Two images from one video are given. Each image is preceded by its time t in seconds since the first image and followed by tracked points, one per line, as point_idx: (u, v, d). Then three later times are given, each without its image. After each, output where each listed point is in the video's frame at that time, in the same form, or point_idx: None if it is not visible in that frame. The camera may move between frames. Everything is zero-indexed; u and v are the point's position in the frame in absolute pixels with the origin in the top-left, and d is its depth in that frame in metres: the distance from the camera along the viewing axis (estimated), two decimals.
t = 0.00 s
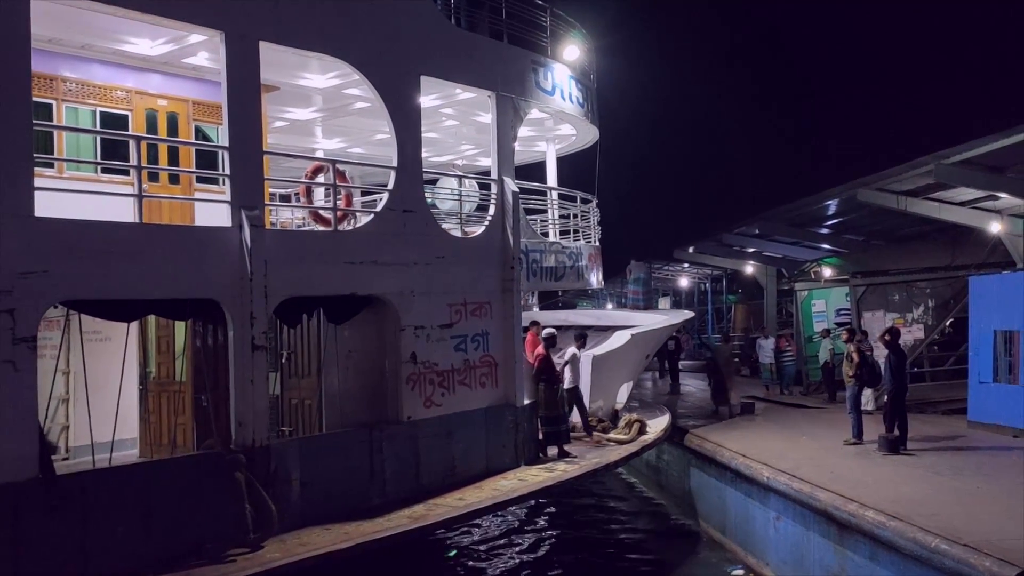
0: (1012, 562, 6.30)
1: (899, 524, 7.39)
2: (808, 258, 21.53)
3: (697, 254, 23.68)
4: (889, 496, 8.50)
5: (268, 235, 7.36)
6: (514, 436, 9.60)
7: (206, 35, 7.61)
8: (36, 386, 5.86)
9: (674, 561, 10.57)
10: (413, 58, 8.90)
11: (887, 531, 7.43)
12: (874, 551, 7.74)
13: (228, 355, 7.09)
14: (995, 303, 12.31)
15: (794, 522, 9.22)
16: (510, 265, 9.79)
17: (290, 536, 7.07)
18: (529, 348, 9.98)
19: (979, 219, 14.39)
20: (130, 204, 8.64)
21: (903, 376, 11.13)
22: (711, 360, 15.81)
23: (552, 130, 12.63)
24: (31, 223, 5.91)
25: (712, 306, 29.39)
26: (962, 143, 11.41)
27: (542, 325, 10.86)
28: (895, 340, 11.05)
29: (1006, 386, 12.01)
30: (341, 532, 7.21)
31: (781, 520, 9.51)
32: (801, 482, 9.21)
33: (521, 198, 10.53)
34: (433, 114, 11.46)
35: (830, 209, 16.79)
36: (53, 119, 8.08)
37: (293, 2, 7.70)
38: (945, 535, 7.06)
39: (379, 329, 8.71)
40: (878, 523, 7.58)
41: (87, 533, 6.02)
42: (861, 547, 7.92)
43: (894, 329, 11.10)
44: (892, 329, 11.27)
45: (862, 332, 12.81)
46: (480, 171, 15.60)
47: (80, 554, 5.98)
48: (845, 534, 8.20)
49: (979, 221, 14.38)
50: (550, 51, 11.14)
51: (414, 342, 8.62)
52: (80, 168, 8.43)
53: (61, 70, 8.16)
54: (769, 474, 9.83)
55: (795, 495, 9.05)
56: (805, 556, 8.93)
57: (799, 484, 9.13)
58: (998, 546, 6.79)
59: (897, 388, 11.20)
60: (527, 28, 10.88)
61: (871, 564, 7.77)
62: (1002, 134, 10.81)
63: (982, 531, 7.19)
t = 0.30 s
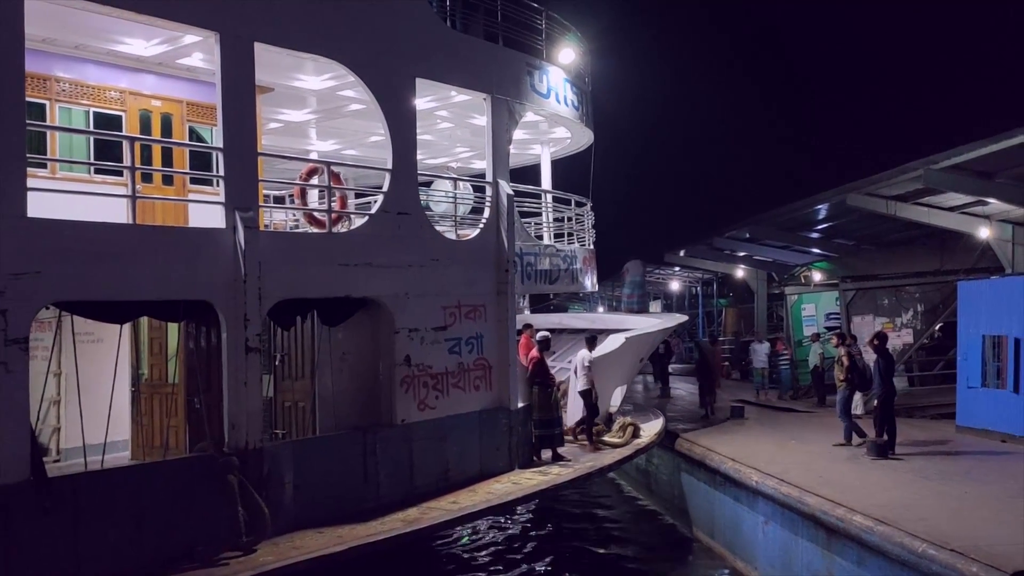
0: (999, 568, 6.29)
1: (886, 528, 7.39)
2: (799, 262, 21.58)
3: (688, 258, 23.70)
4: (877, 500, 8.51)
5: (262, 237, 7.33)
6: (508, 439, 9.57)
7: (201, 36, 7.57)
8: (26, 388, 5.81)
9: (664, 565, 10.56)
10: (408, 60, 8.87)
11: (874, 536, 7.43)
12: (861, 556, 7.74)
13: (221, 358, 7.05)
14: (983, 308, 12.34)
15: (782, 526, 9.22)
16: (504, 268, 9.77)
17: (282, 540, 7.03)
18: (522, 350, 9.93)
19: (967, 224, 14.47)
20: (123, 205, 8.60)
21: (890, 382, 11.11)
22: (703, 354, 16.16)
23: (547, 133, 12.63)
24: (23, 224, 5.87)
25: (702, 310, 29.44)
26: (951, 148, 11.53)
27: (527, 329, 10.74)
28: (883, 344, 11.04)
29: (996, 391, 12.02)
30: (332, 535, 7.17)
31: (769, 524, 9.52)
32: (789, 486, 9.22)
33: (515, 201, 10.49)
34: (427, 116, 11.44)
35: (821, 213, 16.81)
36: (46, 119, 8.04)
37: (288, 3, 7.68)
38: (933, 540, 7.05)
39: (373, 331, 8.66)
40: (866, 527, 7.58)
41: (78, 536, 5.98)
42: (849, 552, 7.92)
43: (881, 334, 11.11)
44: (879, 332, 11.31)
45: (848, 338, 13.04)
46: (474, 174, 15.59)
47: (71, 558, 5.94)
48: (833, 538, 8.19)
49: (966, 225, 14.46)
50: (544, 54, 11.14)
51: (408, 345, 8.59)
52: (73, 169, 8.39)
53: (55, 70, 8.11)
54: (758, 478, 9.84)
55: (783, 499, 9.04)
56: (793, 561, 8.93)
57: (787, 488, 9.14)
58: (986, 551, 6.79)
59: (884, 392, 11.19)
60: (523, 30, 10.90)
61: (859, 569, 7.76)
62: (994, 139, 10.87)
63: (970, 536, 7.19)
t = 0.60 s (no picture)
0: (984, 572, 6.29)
1: (873, 533, 7.39)
2: (789, 266, 21.65)
3: (679, 261, 23.73)
4: (864, 504, 8.52)
5: (256, 238, 7.31)
6: (501, 442, 9.56)
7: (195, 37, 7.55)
8: (17, 389, 5.78)
9: (654, 568, 10.56)
10: (403, 62, 8.86)
11: (861, 539, 7.44)
12: (849, 560, 7.74)
13: (215, 360, 7.03)
14: (971, 313, 12.39)
15: (769, 530, 9.24)
16: (498, 271, 9.76)
17: (274, 543, 7.01)
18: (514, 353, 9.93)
19: (954, 229, 14.72)
20: (116, 206, 8.56)
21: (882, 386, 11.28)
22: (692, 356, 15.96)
23: (540, 136, 12.63)
24: (15, 224, 5.84)
25: (692, 313, 29.51)
26: (939, 153, 11.53)
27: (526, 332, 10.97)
28: (869, 346, 11.11)
29: (983, 396, 12.06)
30: (325, 538, 7.15)
31: (757, 528, 9.53)
32: (777, 489, 9.24)
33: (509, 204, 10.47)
34: (422, 119, 11.43)
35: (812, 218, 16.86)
36: (39, 119, 8.00)
37: (283, 4, 7.66)
38: (919, 544, 7.05)
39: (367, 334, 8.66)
40: (852, 531, 7.59)
41: (69, 539, 5.94)
42: (836, 556, 7.93)
43: (868, 338, 11.16)
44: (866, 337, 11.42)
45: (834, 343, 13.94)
46: (468, 177, 15.58)
47: (63, 560, 5.90)
48: (821, 542, 8.20)
49: (953, 230, 14.71)
50: (539, 57, 11.15)
51: (401, 347, 8.57)
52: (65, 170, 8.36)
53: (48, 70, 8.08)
54: (746, 482, 9.85)
55: (771, 503, 9.05)
56: (781, 565, 8.94)
57: (775, 492, 9.15)
58: (972, 556, 6.78)
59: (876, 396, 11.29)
60: (517, 34, 10.91)
61: (846, 572, 7.77)
62: (983, 145, 10.87)
63: (956, 540, 7.19)
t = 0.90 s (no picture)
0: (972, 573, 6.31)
1: (862, 534, 7.41)
2: (780, 268, 21.73)
3: (671, 263, 23.76)
4: (853, 506, 8.55)
5: (252, 239, 7.29)
6: (496, 443, 9.56)
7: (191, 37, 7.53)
8: (12, 390, 5.76)
9: (645, 569, 10.59)
10: (398, 64, 8.85)
11: (850, 541, 7.46)
12: (838, 561, 7.77)
13: (210, 361, 7.01)
14: (960, 316, 12.44)
15: (759, 532, 9.27)
16: (494, 272, 9.77)
17: (270, 544, 6.99)
18: (510, 355, 9.96)
19: (943, 231, 14.72)
20: (112, 207, 8.54)
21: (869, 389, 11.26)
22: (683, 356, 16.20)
23: (535, 138, 12.63)
24: (10, 225, 5.82)
25: (683, 315, 29.57)
26: (927, 157, 11.54)
27: (516, 333, 10.82)
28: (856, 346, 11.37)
29: (971, 398, 12.11)
30: (321, 539, 7.14)
31: (747, 530, 9.55)
32: (766, 491, 9.27)
33: (504, 205, 10.47)
34: (417, 120, 11.42)
35: (803, 220, 16.90)
36: (34, 120, 7.98)
37: (279, 5, 7.65)
38: (908, 546, 7.08)
39: (362, 335, 8.66)
40: (842, 533, 7.61)
41: (65, 541, 5.92)
42: (825, 557, 7.95)
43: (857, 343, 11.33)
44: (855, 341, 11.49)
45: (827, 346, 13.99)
46: (463, 178, 15.57)
47: (58, 562, 5.88)
48: (810, 544, 8.22)
49: (941, 232, 14.74)
50: (535, 60, 11.15)
51: (397, 349, 8.57)
52: (60, 170, 8.33)
53: (43, 70, 8.06)
54: (736, 483, 9.88)
55: (761, 505, 9.08)
56: (771, 566, 8.96)
57: (765, 493, 9.17)
58: (960, 557, 6.81)
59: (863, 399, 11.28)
60: (513, 36, 10.91)
61: (835, 574, 7.79)
62: (973, 148, 10.88)
63: (945, 542, 7.22)
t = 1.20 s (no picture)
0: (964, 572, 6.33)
1: (855, 534, 7.43)
2: (774, 268, 21.77)
3: (665, 263, 23.79)
4: (847, 506, 8.56)
5: (252, 239, 7.29)
6: (495, 443, 9.57)
7: (191, 36, 7.52)
8: (12, 390, 5.75)
9: (641, 569, 10.61)
10: (398, 63, 8.86)
11: (844, 541, 7.47)
12: (832, 561, 7.79)
13: (210, 360, 7.01)
14: (953, 316, 12.47)
15: (754, 532, 9.28)
16: (493, 272, 9.77)
17: (269, 544, 6.98)
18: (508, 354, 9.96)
19: (937, 231, 14.76)
20: (111, 206, 8.53)
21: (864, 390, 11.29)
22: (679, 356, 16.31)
23: (533, 138, 12.65)
24: (10, 224, 5.81)
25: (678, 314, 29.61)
26: (920, 158, 11.53)
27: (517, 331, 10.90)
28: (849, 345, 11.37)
29: (965, 398, 12.14)
30: (320, 539, 7.14)
31: (742, 530, 9.56)
32: (761, 491, 9.28)
33: (503, 205, 10.47)
34: (415, 120, 11.41)
35: (797, 220, 16.91)
36: (34, 119, 7.96)
37: (279, 5, 7.66)
38: (901, 545, 7.10)
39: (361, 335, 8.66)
40: (836, 533, 7.63)
41: (64, 541, 5.92)
42: (819, 557, 7.97)
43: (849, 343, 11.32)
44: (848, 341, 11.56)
45: (823, 345, 14.13)
46: (461, 177, 15.56)
47: (57, 562, 5.87)
48: (804, 544, 8.24)
49: (935, 232, 14.77)
50: (534, 59, 11.16)
51: (396, 348, 8.57)
52: (59, 169, 8.32)
53: (42, 70, 8.04)
54: (730, 483, 9.89)
55: (756, 504, 9.10)
56: (765, 566, 8.98)
57: (759, 493, 9.19)
58: (954, 556, 6.83)
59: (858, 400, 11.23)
60: (512, 35, 10.91)
61: (829, 574, 7.81)
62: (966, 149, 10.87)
63: (938, 541, 7.24)
